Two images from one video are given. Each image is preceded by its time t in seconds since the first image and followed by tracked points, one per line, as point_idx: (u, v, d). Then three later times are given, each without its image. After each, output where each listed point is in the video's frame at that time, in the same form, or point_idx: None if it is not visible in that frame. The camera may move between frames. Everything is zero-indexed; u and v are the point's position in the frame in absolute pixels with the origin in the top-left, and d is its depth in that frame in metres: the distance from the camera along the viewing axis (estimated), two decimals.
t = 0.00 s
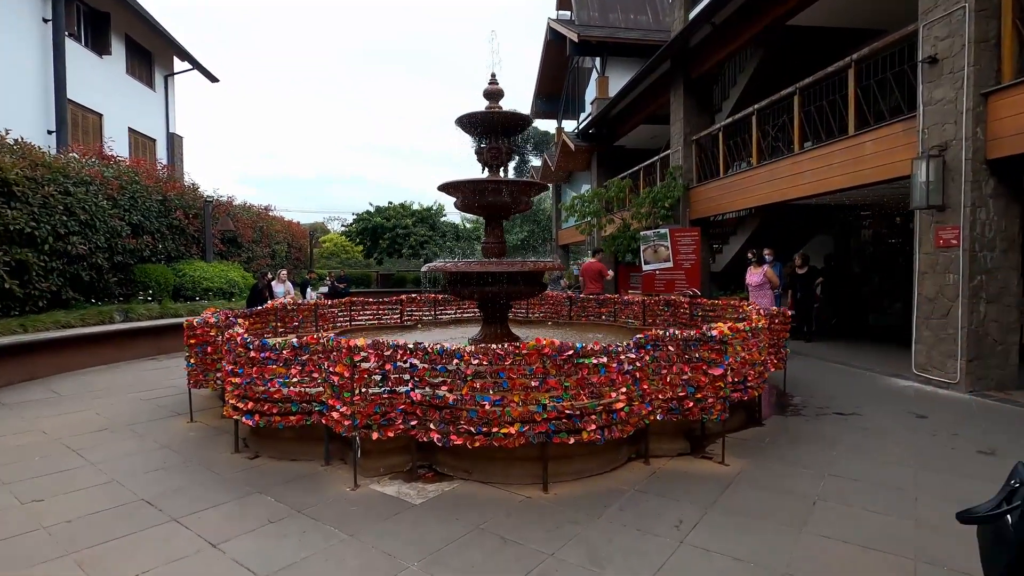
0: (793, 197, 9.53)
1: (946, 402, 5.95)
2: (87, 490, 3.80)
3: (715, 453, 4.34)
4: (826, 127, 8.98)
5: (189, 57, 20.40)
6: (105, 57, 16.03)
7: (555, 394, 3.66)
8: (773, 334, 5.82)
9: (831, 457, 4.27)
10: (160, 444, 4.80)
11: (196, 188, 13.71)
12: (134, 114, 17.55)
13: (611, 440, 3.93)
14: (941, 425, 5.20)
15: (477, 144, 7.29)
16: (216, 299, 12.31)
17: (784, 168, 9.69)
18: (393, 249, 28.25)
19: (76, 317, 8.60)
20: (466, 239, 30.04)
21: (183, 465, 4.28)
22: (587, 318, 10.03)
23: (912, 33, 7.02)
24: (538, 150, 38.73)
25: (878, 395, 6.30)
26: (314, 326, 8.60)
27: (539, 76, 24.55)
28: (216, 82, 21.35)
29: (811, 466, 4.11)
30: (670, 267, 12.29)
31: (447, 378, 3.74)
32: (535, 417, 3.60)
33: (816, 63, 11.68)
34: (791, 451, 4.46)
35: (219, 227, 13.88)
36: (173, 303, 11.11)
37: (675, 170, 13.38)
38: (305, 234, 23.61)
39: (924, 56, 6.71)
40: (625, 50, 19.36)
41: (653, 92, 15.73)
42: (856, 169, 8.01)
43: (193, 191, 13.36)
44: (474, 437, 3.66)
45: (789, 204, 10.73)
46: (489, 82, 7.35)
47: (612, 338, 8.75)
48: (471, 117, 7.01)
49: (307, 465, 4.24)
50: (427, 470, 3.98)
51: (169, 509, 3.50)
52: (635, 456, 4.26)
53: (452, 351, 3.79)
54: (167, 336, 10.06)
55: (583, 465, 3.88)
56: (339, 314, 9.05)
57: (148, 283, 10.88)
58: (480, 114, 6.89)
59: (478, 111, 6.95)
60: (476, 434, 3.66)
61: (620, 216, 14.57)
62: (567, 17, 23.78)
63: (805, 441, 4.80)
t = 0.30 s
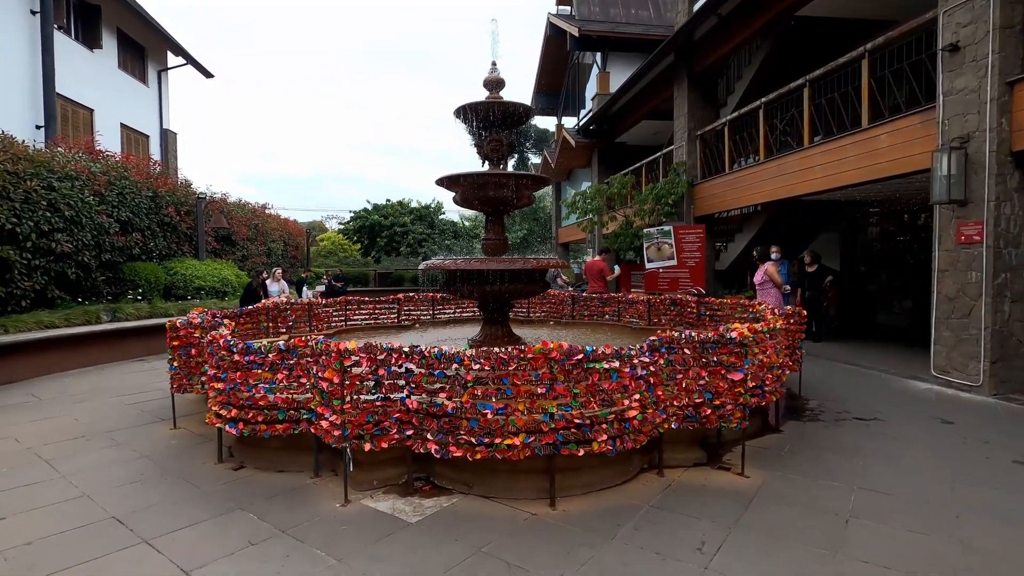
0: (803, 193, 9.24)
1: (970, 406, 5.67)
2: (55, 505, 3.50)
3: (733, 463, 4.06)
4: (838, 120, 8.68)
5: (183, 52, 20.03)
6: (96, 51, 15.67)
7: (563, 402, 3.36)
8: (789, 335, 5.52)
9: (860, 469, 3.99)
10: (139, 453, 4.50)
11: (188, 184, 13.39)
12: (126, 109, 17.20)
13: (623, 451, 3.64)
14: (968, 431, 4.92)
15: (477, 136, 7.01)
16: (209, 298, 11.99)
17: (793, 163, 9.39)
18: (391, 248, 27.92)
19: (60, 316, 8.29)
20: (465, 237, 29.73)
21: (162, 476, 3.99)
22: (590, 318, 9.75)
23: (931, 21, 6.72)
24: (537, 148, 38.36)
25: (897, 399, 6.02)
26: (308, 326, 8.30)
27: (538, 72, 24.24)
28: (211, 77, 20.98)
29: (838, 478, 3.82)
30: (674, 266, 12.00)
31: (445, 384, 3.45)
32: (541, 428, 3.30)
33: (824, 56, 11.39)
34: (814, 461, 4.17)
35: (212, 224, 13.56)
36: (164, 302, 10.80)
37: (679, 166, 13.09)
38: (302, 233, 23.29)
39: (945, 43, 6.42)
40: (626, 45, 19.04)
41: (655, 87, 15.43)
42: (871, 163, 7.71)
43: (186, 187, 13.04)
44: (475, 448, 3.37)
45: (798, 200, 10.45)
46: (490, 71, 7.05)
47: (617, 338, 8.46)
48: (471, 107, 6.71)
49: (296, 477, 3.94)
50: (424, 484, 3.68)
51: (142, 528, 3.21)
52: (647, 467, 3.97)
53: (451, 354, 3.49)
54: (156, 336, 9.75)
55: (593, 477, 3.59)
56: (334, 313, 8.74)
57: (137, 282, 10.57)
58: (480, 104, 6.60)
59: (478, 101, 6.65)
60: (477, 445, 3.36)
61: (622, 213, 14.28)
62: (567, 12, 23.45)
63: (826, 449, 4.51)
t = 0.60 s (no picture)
0: (815, 190, 8.97)
1: (998, 413, 5.40)
2: (25, 527, 3.23)
3: (757, 478, 3.78)
4: (852, 115, 8.40)
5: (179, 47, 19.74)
6: (88, 45, 15.35)
7: (577, 415, 3.08)
8: (809, 339, 5.26)
9: (892, 485, 3.72)
10: (122, 465, 4.23)
11: (183, 181, 13.10)
12: (120, 105, 16.90)
13: (640, 467, 3.37)
14: (1001, 441, 4.66)
15: (481, 131, 6.72)
16: (204, 298, 11.72)
17: (805, 160, 9.11)
18: (390, 246, 27.64)
19: (47, 317, 8.01)
20: (466, 236, 29.46)
21: (144, 492, 3.72)
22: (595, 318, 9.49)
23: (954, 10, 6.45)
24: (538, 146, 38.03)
25: (919, 405, 5.75)
26: (304, 327, 8.03)
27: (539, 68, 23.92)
28: (207, 73, 20.67)
29: (870, 495, 3.55)
30: (679, 265, 11.74)
31: (449, 396, 3.16)
32: (554, 444, 3.03)
33: (835, 50, 11.11)
34: (842, 475, 3.90)
35: (207, 222, 13.29)
36: (157, 302, 10.52)
37: (684, 163, 12.81)
38: (300, 231, 23.00)
39: (970, 33, 6.14)
40: (629, 40, 18.74)
41: (660, 82, 15.14)
42: (889, 159, 7.43)
43: (180, 185, 12.76)
44: (481, 466, 3.10)
45: (808, 198, 10.18)
46: (493, 63, 6.75)
47: (624, 339, 8.19)
48: (474, 100, 6.41)
49: (287, 493, 3.67)
50: (425, 501, 3.42)
51: (117, 554, 2.93)
52: (664, 482, 3.71)
53: (454, 363, 3.21)
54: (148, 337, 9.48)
55: (609, 496, 3.32)
56: (331, 314, 8.45)
57: (129, 281, 10.31)
58: (484, 97, 6.30)
59: (481, 94, 6.35)
60: (482, 463, 3.09)
61: (626, 211, 14.01)
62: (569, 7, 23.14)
63: (854, 461, 4.24)
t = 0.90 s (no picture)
0: (823, 185, 8.76)
1: (1018, 416, 5.21)
2: None
3: (773, 487, 3.58)
4: (861, 108, 8.18)
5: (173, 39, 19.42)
6: (79, 36, 15.04)
7: (586, 423, 2.86)
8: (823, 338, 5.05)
9: (916, 494, 3.52)
10: (102, 471, 4.01)
11: (176, 175, 12.84)
12: (113, 98, 16.60)
13: (652, 477, 3.16)
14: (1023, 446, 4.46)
15: (481, 122, 6.49)
16: (197, 294, 11.49)
17: (813, 154, 8.90)
18: (388, 242, 27.36)
19: (33, 314, 7.78)
20: (464, 232, 29.19)
21: (123, 502, 3.49)
22: (598, 316, 9.29)
23: None
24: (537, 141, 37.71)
25: (936, 407, 5.54)
26: (299, 325, 7.80)
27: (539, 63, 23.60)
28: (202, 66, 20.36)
29: (894, 507, 3.35)
30: (682, 261, 11.52)
31: (446, 401, 2.95)
32: (560, 454, 2.82)
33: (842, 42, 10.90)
34: (863, 484, 3.70)
35: (201, 217, 13.03)
36: (148, 298, 10.28)
37: (687, 158, 12.58)
38: (297, 226, 22.73)
39: (989, 21, 5.94)
40: (631, 33, 18.48)
41: (662, 76, 14.89)
42: (900, 152, 7.22)
43: (173, 178, 12.50)
44: (481, 477, 2.88)
45: (814, 193, 9.98)
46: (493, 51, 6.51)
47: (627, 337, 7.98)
48: (472, 90, 6.17)
49: (276, 503, 3.45)
50: (422, 513, 3.20)
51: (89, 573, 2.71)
52: (676, 492, 3.51)
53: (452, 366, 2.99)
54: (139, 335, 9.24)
55: (618, 508, 3.11)
56: (326, 311, 8.21)
57: (120, 277, 10.10)
58: (482, 86, 6.06)
59: (479, 84, 6.11)
60: (483, 473, 2.87)
61: (628, 206, 13.78)
62: None
63: (873, 467, 4.03)
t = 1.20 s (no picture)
0: (826, 182, 8.58)
1: None
2: None
3: (785, 499, 3.38)
4: (866, 102, 7.99)
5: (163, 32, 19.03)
6: (64, 27, 14.66)
7: (588, 433, 2.64)
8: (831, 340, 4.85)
9: (937, 508, 3.32)
10: (69, 482, 3.74)
11: (163, 170, 12.52)
12: (99, 91, 16.21)
13: (658, 491, 2.94)
14: None
15: (477, 114, 6.27)
16: (184, 292, 11.19)
17: (815, 150, 8.72)
18: (382, 240, 27.04)
19: (9, 313, 7.47)
20: (459, 229, 28.91)
21: (88, 518, 3.23)
22: (595, 315, 9.09)
23: None
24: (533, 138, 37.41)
25: (946, 410, 5.36)
26: (287, 324, 7.54)
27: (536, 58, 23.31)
28: (191, 60, 19.95)
29: (915, 521, 3.15)
30: (681, 259, 11.31)
31: (436, 409, 2.71)
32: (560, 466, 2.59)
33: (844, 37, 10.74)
34: (879, 495, 3.50)
35: (189, 212, 12.71)
36: (132, 297, 9.98)
37: (686, 154, 12.38)
38: (288, 224, 22.39)
39: (1003, 12, 5.77)
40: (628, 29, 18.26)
41: (660, 71, 14.68)
42: (906, 148, 7.05)
43: (160, 173, 12.17)
44: (474, 492, 2.64)
45: (815, 190, 9.81)
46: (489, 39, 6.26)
47: (626, 337, 7.75)
48: (466, 81, 5.93)
49: (254, 517, 3.21)
50: (412, 528, 2.97)
51: None
52: (682, 504, 3.29)
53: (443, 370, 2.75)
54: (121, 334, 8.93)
55: (622, 524, 2.89)
56: (315, 310, 7.94)
57: (104, 275, 9.83)
58: (476, 77, 5.83)
59: (474, 74, 5.86)
60: (477, 488, 2.64)
61: (625, 203, 13.56)
62: None
63: (888, 477, 3.84)
